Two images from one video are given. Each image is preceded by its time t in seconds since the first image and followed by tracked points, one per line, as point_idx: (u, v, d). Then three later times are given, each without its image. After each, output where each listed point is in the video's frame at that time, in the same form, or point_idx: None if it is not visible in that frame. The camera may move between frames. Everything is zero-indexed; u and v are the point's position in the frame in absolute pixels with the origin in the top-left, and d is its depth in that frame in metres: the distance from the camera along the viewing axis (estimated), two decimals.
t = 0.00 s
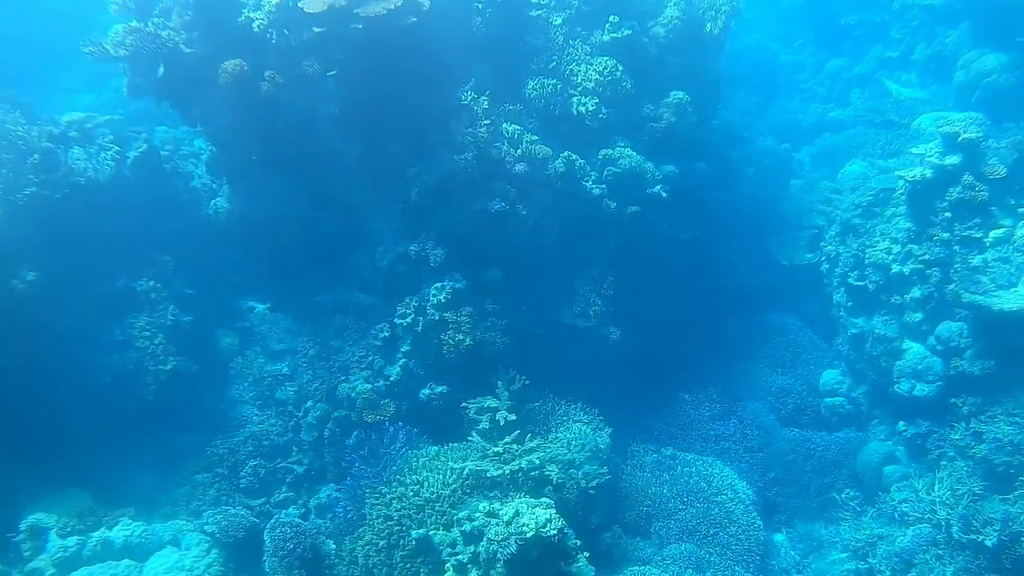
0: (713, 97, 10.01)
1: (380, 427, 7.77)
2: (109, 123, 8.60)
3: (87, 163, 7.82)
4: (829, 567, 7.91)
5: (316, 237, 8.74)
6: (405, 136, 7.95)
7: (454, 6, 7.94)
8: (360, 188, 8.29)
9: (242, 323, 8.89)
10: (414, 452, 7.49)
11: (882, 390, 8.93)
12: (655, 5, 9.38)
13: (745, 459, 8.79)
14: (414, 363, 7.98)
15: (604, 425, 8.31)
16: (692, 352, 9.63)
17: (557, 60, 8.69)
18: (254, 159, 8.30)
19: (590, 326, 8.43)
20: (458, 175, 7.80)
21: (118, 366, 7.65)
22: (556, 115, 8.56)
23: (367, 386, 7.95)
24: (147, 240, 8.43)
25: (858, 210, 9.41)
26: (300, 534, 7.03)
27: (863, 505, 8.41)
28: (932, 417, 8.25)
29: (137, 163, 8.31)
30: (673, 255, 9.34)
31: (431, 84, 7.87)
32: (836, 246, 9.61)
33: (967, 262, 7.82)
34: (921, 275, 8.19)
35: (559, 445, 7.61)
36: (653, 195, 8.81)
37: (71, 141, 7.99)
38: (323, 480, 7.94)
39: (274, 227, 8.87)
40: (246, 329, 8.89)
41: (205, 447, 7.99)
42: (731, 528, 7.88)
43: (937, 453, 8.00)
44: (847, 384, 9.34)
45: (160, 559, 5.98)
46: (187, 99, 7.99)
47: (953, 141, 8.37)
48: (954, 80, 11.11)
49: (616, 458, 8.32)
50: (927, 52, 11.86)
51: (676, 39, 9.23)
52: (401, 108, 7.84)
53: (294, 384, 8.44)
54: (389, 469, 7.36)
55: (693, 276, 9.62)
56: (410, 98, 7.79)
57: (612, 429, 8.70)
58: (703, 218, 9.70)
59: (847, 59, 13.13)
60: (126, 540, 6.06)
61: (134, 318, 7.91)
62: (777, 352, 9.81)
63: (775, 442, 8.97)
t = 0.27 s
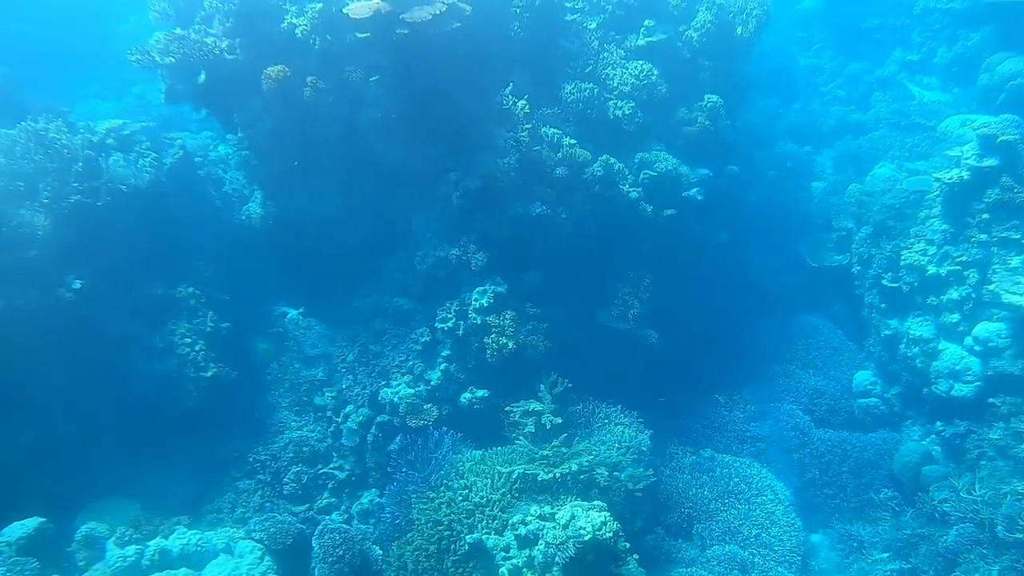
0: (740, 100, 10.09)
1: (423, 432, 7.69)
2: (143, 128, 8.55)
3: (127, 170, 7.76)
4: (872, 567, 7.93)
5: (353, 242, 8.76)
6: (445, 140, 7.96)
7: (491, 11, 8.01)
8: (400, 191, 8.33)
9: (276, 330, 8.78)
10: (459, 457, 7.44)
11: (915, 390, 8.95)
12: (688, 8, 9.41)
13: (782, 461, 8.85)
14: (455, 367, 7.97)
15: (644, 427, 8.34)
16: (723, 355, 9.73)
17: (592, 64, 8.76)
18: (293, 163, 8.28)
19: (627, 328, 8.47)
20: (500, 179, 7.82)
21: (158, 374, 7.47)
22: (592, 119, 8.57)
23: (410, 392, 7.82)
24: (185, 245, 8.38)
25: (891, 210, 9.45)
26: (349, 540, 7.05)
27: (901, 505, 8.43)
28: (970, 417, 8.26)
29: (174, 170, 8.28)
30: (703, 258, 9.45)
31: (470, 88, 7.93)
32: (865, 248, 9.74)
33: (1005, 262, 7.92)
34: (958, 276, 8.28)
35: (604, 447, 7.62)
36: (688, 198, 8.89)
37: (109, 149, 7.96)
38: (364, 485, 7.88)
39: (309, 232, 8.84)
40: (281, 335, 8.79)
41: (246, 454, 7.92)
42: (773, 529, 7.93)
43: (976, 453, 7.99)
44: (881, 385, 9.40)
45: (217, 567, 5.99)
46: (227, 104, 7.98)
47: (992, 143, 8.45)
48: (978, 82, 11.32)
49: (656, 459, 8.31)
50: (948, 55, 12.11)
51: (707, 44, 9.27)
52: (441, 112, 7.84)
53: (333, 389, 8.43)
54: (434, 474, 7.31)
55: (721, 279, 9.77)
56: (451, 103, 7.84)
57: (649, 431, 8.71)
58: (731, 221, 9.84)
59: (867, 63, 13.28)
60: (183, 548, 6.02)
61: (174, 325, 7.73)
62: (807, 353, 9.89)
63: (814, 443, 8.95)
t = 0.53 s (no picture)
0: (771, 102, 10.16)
1: (469, 435, 7.65)
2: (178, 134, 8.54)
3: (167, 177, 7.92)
4: (913, 566, 8.01)
5: (389, 245, 8.78)
6: (485, 144, 7.98)
7: (531, 14, 7.99)
8: (439, 195, 8.37)
9: (311, 334, 8.75)
10: (504, 460, 7.47)
11: (949, 391, 9.03)
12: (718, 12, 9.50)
13: (817, 460, 8.90)
14: (496, 370, 7.91)
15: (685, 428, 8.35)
16: (755, 355, 9.79)
17: (628, 67, 8.87)
18: (332, 168, 8.27)
19: (665, 330, 8.48)
20: (540, 181, 7.74)
21: (202, 378, 7.28)
22: (629, 121, 8.67)
23: (455, 396, 7.76)
24: (222, 250, 8.41)
25: (922, 212, 9.75)
26: (398, 545, 6.92)
27: (938, 503, 8.42)
28: (1008, 417, 8.32)
29: (210, 175, 8.43)
30: (736, 259, 9.52)
31: (512, 92, 7.84)
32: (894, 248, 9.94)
33: None
34: (992, 277, 8.52)
35: (650, 449, 7.61)
36: (725, 199, 8.90)
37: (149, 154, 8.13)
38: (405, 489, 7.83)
39: (345, 235, 8.84)
40: (315, 338, 8.77)
41: (288, 459, 7.77)
42: (812, 528, 8.02)
43: (1015, 452, 8.05)
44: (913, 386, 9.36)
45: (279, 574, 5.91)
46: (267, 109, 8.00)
47: None
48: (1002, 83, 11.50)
49: (697, 461, 8.29)
50: (970, 56, 12.42)
51: (739, 46, 9.33)
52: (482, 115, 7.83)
53: (370, 393, 8.39)
54: (480, 478, 7.31)
55: (753, 280, 9.82)
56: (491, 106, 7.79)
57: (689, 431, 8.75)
58: (761, 223, 9.91)
59: (887, 64, 13.46)
60: (240, 555, 6.03)
61: (214, 330, 7.60)
62: (839, 352, 9.95)
63: (849, 443, 9.00)
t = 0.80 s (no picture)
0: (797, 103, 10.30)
1: (512, 436, 7.63)
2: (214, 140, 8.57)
3: (207, 181, 7.89)
4: (950, 562, 8.00)
5: (425, 247, 8.80)
6: (525, 146, 8.01)
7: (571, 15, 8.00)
8: (476, 196, 8.42)
9: (345, 334, 8.80)
10: (549, 460, 7.49)
11: (981, 388, 9.10)
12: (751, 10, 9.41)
13: (852, 457, 8.92)
14: (536, 370, 7.86)
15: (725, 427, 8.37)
16: (788, 354, 9.84)
17: (663, 69, 8.92)
18: (371, 171, 8.30)
19: (701, 330, 8.51)
20: (582, 181, 7.77)
21: (244, 382, 7.30)
22: (663, 122, 8.65)
23: (498, 397, 7.72)
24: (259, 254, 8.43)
25: (956, 210, 9.77)
26: (446, 546, 6.96)
27: (975, 500, 8.45)
28: None
29: (248, 177, 8.37)
30: (768, 259, 9.58)
31: (552, 93, 7.86)
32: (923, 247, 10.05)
33: None
34: None
35: (693, 448, 7.56)
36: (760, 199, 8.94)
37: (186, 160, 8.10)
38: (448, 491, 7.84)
39: (380, 237, 8.85)
40: (349, 339, 8.81)
41: (329, 461, 7.70)
42: (853, 525, 7.99)
43: None
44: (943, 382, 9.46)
45: None
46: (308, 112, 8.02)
47: None
48: None
49: (738, 459, 8.27)
50: (990, 56, 12.58)
51: (770, 46, 9.39)
52: (522, 117, 7.86)
53: (408, 396, 8.43)
54: (526, 479, 7.32)
55: (783, 279, 9.87)
56: (532, 108, 7.81)
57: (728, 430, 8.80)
58: (790, 222, 9.99)
59: (906, 63, 13.65)
60: (298, 560, 6.01)
61: (255, 334, 7.63)
62: (869, 350, 10.04)
63: (883, 440, 9.06)
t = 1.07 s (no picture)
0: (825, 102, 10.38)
1: (553, 437, 7.65)
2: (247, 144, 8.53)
3: (246, 183, 7.89)
4: (988, 555, 8.00)
5: (460, 247, 8.83)
6: (563, 147, 8.04)
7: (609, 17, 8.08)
8: (513, 197, 8.42)
9: (378, 335, 8.77)
10: (595, 459, 7.48)
11: (1011, 383, 9.21)
12: (781, 9, 9.47)
13: (885, 454, 8.99)
14: (574, 370, 7.87)
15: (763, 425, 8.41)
16: (819, 351, 9.87)
17: (697, 68, 8.90)
18: (408, 171, 8.29)
19: (736, 329, 8.55)
20: (623, 181, 7.83)
21: (286, 384, 7.37)
22: (697, 121, 8.61)
23: (539, 397, 7.76)
24: (296, 256, 8.44)
25: (983, 207, 9.76)
26: (495, 547, 6.99)
27: (1009, 495, 8.53)
28: None
29: (284, 178, 8.31)
30: (799, 256, 9.64)
31: (591, 94, 7.91)
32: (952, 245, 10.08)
33: None
34: None
35: (735, 445, 7.47)
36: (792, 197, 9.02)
37: (223, 162, 8.07)
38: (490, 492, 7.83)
39: (415, 238, 8.85)
40: (383, 340, 8.77)
41: (371, 463, 7.72)
42: (891, 520, 8.07)
43: None
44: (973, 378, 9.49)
45: None
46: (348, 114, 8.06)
47: None
48: None
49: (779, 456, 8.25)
50: (1010, 54, 12.78)
51: (800, 46, 9.48)
52: (562, 118, 7.88)
53: (446, 396, 8.34)
54: (572, 479, 7.33)
55: (814, 277, 9.90)
56: (571, 109, 7.84)
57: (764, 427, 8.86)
58: (820, 220, 10.02)
59: (925, 61, 13.78)
60: (355, 562, 6.02)
61: (295, 335, 7.72)
62: (898, 347, 10.12)
63: (915, 435, 9.12)
